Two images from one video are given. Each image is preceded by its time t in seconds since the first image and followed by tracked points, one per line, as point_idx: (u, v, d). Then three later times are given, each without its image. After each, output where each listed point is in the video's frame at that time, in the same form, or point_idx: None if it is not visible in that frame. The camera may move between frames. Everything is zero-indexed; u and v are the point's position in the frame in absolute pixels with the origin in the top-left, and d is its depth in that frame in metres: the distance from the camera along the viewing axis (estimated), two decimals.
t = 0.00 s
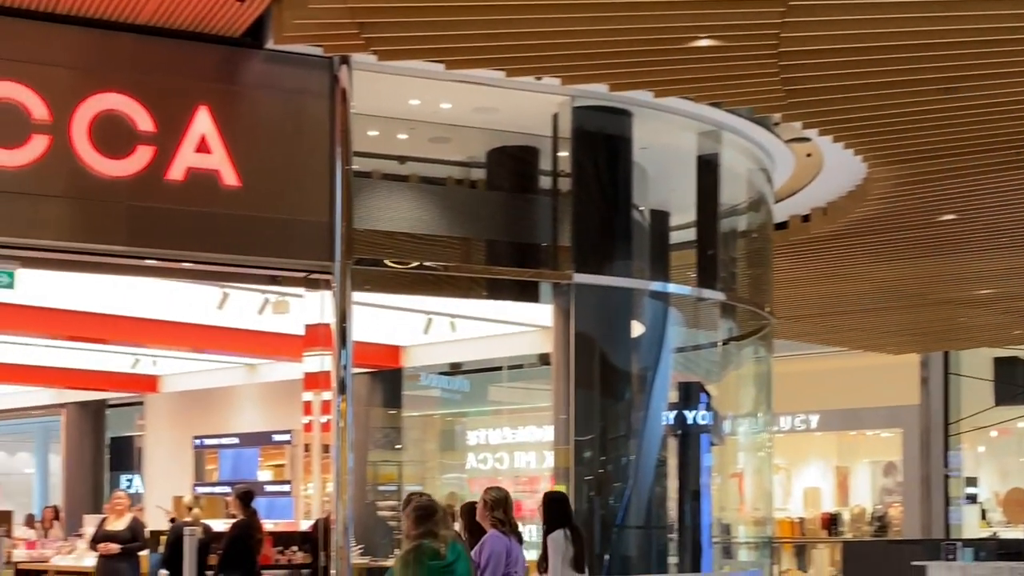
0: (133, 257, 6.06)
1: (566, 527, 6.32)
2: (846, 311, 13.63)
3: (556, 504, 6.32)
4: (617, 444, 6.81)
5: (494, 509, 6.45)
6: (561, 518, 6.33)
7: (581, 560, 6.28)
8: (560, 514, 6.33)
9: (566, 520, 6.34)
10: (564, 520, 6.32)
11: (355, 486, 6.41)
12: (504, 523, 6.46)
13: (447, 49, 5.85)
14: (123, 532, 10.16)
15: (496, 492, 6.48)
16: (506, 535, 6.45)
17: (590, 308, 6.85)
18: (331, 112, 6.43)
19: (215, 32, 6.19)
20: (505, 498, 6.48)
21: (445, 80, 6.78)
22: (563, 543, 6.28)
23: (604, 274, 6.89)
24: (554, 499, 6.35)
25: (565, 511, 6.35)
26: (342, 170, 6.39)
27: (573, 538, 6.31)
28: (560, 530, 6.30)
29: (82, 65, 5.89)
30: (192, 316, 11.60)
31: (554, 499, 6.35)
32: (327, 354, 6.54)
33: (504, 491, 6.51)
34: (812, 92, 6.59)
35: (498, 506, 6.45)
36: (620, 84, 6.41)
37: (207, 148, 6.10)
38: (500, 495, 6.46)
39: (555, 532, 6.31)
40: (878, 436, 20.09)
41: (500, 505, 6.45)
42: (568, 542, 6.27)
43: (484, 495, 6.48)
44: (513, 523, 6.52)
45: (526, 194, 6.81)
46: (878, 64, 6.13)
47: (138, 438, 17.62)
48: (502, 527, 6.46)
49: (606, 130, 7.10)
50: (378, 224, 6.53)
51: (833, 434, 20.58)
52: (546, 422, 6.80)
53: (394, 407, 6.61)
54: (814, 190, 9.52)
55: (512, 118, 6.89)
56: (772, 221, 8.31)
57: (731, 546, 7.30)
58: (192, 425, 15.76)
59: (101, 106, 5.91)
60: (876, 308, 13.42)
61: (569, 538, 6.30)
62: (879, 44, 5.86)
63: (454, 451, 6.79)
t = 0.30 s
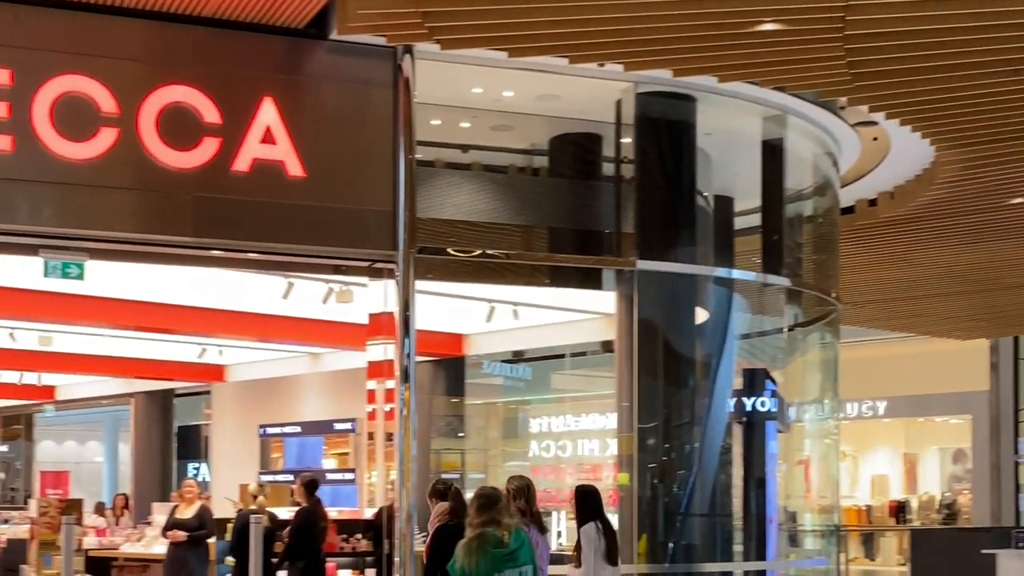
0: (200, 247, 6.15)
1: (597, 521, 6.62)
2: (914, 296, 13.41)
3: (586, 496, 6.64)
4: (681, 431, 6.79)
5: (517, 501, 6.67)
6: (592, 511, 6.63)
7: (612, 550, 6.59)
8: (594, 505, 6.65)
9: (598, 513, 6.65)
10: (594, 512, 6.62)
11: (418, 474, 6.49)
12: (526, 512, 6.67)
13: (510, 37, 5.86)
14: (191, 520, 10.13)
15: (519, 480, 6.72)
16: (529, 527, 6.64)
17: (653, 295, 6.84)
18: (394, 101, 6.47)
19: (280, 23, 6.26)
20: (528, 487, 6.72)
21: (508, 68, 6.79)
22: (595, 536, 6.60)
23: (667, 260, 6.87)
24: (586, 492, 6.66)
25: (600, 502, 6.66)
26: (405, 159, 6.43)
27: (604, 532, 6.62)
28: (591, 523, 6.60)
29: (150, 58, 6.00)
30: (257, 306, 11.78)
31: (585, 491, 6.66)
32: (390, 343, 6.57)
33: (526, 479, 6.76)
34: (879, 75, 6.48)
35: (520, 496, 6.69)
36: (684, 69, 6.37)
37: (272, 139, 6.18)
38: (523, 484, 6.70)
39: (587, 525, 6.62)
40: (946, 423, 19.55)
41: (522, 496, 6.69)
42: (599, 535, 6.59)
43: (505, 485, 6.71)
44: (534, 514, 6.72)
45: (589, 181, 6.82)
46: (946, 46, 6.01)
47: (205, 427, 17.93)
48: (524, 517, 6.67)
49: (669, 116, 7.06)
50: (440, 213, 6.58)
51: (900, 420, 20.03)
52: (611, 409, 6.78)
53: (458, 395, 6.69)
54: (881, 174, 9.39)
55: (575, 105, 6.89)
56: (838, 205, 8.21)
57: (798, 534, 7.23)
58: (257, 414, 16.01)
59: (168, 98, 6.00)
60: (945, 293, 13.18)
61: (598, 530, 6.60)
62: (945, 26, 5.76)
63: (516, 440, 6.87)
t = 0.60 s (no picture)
0: (264, 238, 6.24)
1: (626, 506, 6.31)
2: (984, 281, 13.15)
3: (619, 482, 6.31)
4: (744, 418, 6.78)
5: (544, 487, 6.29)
6: (621, 497, 6.31)
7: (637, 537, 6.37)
8: (622, 492, 6.30)
9: (628, 498, 6.33)
10: (625, 498, 6.30)
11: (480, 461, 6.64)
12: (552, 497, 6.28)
13: (571, 24, 5.86)
14: (256, 509, 9.68)
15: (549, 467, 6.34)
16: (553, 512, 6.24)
17: (716, 282, 6.82)
18: (456, 91, 6.54)
19: (343, 15, 6.33)
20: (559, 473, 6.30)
21: (568, 56, 6.80)
22: (621, 521, 6.32)
23: (731, 247, 6.84)
24: (616, 477, 6.34)
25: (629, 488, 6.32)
26: (466, 148, 6.49)
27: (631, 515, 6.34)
28: (619, 509, 6.30)
29: (216, 51, 6.09)
30: (319, 295, 11.91)
31: (618, 478, 6.33)
32: (452, 332, 6.69)
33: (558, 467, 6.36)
34: (946, 58, 6.36)
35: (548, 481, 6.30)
36: (746, 55, 6.32)
37: (336, 130, 6.24)
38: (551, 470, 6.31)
39: (615, 509, 6.32)
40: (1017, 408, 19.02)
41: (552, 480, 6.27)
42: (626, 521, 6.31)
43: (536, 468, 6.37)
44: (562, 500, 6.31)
45: (652, 167, 6.82)
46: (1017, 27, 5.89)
47: (269, 416, 18.18)
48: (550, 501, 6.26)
49: (732, 102, 7.01)
50: (502, 202, 6.62)
51: (970, 407, 19.60)
52: (672, 398, 6.73)
53: (520, 384, 6.65)
54: (948, 158, 9.23)
55: (636, 92, 6.89)
56: (903, 189, 8.10)
57: (864, 522, 7.16)
58: (320, 403, 16.19)
59: (233, 91, 6.09)
60: (1016, 278, 12.91)
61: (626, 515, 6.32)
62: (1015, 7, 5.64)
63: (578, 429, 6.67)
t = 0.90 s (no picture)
0: (318, 229, 6.30)
1: (656, 494, 6.16)
2: None
3: (644, 467, 6.14)
4: (801, 406, 6.75)
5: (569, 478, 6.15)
6: (649, 484, 6.15)
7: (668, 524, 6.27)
8: (650, 481, 6.15)
9: (656, 486, 6.17)
10: (653, 483, 6.13)
11: (533, 451, 6.61)
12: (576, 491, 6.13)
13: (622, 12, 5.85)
14: (310, 498, 9.75)
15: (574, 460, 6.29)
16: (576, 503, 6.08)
17: (772, 270, 6.78)
18: (508, 79, 6.53)
19: (395, 6, 6.36)
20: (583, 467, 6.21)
21: (621, 43, 6.78)
22: (652, 508, 6.19)
23: (786, 234, 6.80)
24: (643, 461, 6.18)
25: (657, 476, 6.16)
26: (519, 137, 6.49)
27: (662, 505, 6.19)
28: (649, 497, 6.14)
29: (271, 44, 6.16)
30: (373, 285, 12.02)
31: (644, 466, 6.15)
32: (505, 321, 6.67)
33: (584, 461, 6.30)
34: (1004, 41, 6.26)
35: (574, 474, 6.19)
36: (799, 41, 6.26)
37: (389, 121, 6.29)
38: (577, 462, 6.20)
39: (645, 497, 6.15)
40: None
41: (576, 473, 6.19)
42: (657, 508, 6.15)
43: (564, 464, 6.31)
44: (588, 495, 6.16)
45: (706, 154, 6.78)
46: None
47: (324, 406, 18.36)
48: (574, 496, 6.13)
49: (787, 88, 6.96)
50: (555, 190, 6.63)
51: None
52: (727, 386, 6.72)
53: (573, 372, 6.68)
54: (1008, 142, 9.08)
55: (690, 79, 6.86)
56: (962, 174, 7.98)
57: (922, 511, 7.08)
58: (373, 393, 16.33)
59: (287, 83, 6.16)
60: None
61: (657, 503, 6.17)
62: None
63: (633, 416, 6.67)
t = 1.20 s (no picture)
0: (377, 220, 6.37)
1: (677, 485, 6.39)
2: None
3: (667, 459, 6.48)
4: (863, 394, 6.72)
5: (600, 462, 5.96)
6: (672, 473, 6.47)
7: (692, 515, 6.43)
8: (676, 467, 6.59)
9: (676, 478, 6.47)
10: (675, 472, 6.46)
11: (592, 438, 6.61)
12: (607, 475, 5.97)
13: None
14: (367, 486, 9.80)
15: (601, 444, 6.02)
16: (609, 487, 5.94)
17: (833, 257, 6.77)
18: (567, 67, 6.54)
19: None
20: (610, 450, 5.99)
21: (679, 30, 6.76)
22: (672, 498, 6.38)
23: (848, 220, 6.75)
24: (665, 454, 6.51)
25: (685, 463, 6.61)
26: (578, 126, 6.50)
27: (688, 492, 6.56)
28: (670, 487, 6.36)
29: (331, 36, 6.23)
30: (432, 274, 12.11)
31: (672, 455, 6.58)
32: (564, 309, 6.59)
33: (610, 444, 6.02)
34: None
35: (603, 458, 5.99)
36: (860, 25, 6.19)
37: (447, 110, 6.32)
38: (606, 445, 5.98)
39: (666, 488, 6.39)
40: None
41: (605, 457, 5.99)
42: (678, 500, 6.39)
43: (592, 448, 6.11)
44: (620, 479, 6.01)
45: (765, 141, 6.73)
46: None
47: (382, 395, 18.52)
48: (606, 479, 5.98)
49: (848, 73, 6.89)
50: (614, 178, 6.62)
51: None
52: (788, 373, 6.76)
53: (632, 361, 6.75)
54: None
55: (749, 66, 6.82)
56: None
57: (988, 501, 6.99)
58: (432, 382, 16.45)
59: (346, 74, 6.22)
60: None
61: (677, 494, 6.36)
62: None
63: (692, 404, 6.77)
